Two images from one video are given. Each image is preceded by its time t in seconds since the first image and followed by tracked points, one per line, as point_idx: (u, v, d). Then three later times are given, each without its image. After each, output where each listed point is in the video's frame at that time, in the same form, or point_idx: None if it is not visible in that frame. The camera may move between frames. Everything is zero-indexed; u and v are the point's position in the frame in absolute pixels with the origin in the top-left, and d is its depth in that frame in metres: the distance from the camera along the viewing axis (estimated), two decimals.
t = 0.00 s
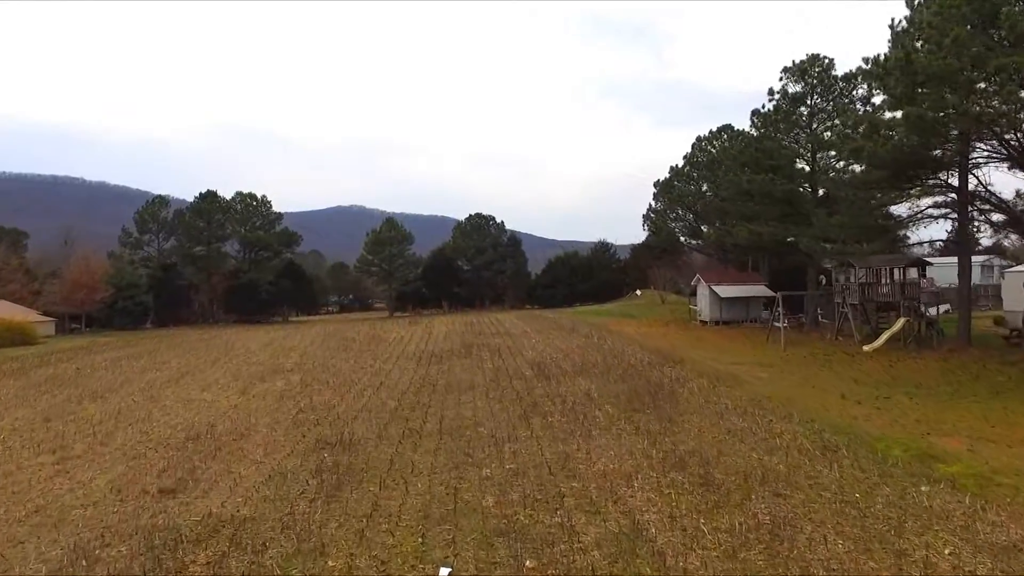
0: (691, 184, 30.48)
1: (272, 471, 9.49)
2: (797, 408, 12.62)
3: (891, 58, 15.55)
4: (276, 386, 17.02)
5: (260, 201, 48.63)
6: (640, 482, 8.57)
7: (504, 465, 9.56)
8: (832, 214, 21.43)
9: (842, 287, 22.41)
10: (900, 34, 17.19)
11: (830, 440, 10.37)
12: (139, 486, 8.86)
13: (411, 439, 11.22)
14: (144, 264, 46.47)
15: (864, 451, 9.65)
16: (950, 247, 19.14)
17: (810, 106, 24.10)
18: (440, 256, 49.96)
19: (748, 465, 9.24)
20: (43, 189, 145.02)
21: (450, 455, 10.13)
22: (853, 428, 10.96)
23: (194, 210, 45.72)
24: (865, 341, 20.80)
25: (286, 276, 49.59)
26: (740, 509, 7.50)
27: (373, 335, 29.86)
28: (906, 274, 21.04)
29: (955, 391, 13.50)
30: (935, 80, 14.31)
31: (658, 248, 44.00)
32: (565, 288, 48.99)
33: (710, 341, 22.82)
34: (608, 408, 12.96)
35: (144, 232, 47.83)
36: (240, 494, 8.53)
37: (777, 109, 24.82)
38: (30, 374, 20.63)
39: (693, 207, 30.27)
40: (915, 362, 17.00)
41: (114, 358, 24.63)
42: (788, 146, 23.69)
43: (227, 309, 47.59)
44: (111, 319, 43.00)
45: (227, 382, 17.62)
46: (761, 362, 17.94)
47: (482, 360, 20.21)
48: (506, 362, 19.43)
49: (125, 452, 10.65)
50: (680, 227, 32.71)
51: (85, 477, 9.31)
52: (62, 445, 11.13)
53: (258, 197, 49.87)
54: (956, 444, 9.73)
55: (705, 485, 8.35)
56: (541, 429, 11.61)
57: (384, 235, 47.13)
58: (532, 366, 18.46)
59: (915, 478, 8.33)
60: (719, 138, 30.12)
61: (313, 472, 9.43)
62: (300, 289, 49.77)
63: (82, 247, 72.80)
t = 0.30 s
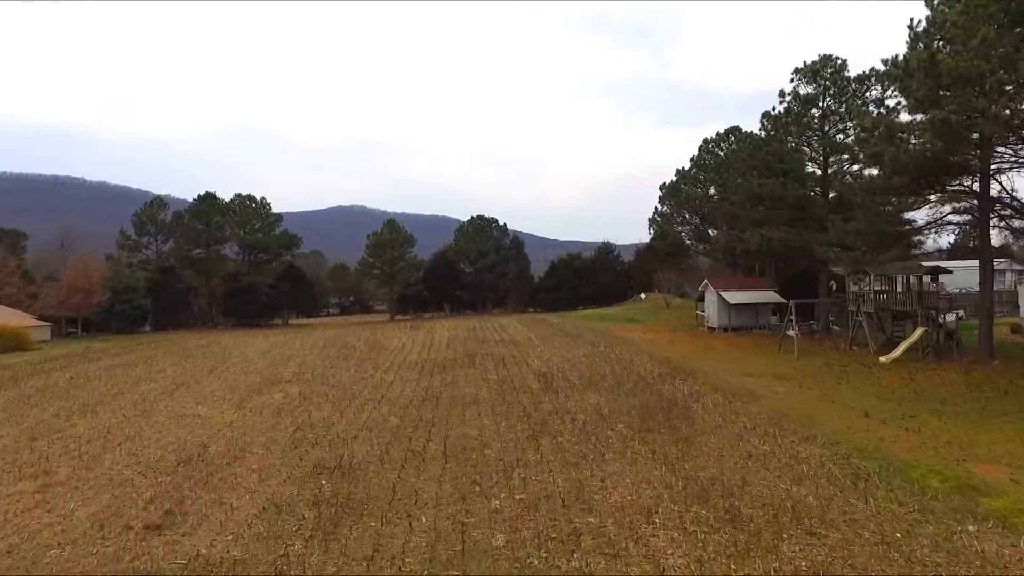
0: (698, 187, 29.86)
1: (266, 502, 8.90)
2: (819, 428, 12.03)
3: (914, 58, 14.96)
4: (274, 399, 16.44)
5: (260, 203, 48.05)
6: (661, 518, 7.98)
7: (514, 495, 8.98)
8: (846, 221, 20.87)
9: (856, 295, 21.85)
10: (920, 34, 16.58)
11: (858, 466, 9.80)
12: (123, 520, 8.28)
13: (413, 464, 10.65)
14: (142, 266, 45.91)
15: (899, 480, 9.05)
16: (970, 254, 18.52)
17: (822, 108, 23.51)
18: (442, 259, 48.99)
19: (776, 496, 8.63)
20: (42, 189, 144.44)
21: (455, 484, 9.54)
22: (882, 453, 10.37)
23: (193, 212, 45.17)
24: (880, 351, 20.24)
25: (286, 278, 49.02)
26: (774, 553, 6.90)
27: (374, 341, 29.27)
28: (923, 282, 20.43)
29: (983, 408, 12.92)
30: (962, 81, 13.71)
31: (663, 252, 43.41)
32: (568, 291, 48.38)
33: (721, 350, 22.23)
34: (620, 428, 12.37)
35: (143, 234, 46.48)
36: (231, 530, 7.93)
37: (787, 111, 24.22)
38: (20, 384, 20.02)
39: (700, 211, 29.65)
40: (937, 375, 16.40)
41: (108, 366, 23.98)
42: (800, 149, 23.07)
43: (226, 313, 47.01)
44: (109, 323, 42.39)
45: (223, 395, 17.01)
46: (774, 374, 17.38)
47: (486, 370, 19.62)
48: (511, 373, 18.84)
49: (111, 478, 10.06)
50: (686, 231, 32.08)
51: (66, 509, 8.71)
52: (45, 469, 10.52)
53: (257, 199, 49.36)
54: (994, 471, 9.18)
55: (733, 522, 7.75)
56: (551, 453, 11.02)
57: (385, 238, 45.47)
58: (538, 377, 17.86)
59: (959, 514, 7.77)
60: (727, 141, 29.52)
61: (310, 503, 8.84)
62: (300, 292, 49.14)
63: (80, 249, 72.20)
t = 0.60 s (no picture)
0: (705, 191, 29.23)
1: (260, 539, 8.30)
2: (846, 452, 11.38)
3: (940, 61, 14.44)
4: (271, 415, 15.84)
5: (259, 205, 47.35)
6: (687, 560, 7.39)
7: (525, 532, 8.38)
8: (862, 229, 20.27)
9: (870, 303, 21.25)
10: (941, 35, 16.13)
11: (891, 497, 9.17)
12: (104, 561, 7.68)
13: (416, 492, 10.08)
14: (139, 270, 45.45)
15: (939, 514, 8.43)
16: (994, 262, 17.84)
17: (835, 110, 22.91)
18: (444, 261, 48.60)
19: (808, 534, 8.01)
20: (42, 189, 144.03)
21: (462, 518, 8.94)
22: (916, 481, 9.74)
23: (192, 215, 44.67)
24: (896, 362, 19.63)
25: (285, 282, 48.48)
26: None
27: (375, 347, 28.72)
28: (943, 291, 19.74)
29: (1017, 428, 12.27)
30: (991, 83, 13.24)
31: (668, 255, 42.78)
32: (572, 294, 47.76)
33: (731, 361, 21.64)
34: (634, 450, 11.76)
35: (140, 236, 45.68)
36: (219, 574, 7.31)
37: (799, 114, 23.59)
38: (11, 396, 19.47)
39: (708, 215, 29.03)
40: (961, 389, 15.76)
41: (102, 375, 23.40)
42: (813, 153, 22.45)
43: (225, 317, 46.49)
44: (106, 327, 41.84)
45: (218, 410, 16.42)
46: (789, 388, 16.78)
47: (492, 382, 19.06)
48: (517, 385, 18.26)
49: (94, 508, 9.45)
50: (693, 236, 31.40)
51: (43, 546, 8.12)
52: (25, 497, 9.93)
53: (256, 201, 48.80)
54: None
55: (766, 567, 7.14)
56: (562, 479, 10.41)
57: (385, 241, 44.89)
58: (545, 391, 17.26)
59: (1012, 559, 7.15)
60: (735, 144, 28.91)
61: (305, 540, 8.23)
62: (299, 296, 48.52)
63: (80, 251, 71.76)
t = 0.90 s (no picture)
0: (713, 195, 28.58)
1: None
2: (875, 480, 10.76)
3: (967, 65, 13.91)
4: (267, 433, 15.21)
5: (258, 208, 46.62)
6: None
7: None
8: (878, 236, 19.64)
9: (886, 312, 20.63)
10: (963, 38, 15.62)
11: (930, 536, 8.55)
12: None
13: (419, 526, 9.46)
14: (137, 273, 44.81)
15: (985, 558, 7.81)
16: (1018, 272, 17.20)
17: (848, 114, 22.28)
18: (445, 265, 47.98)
19: None
20: (42, 189, 143.45)
21: (469, 557, 8.31)
22: (954, 516, 9.12)
23: (190, 218, 44.23)
24: (914, 375, 19.03)
25: (285, 286, 47.87)
26: None
27: (376, 355, 28.12)
28: (963, 301, 19.09)
29: None
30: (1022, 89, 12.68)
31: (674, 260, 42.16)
32: (576, 299, 47.16)
33: (742, 372, 21.02)
34: (650, 478, 11.14)
35: (137, 240, 45.10)
36: None
37: (811, 117, 22.96)
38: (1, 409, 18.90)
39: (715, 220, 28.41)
40: (986, 405, 15.14)
41: (95, 386, 22.74)
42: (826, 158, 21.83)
43: (224, 322, 45.95)
44: (103, 332, 41.26)
45: (213, 427, 15.79)
46: (806, 404, 16.16)
47: (496, 395, 18.47)
48: (523, 399, 17.69)
49: (75, 546, 8.84)
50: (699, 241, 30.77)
51: None
52: (3, 533, 9.31)
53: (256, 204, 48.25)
54: None
55: None
56: (575, 512, 9.78)
57: (386, 244, 44.13)
58: (552, 407, 16.63)
59: None
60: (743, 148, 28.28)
61: None
62: (298, 300, 47.87)
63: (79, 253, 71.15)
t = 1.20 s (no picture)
0: (721, 200, 27.96)
1: None
2: (906, 512, 10.16)
3: (996, 71, 13.24)
4: (264, 452, 14.62)
5: (258, 211, 46.11)
6: None
7: None
8: (895, 246, 19.02)
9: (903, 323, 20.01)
10: (988, 41, 15.01)
11: None
12: None
13: (423, 565, 8.86)
14: (135, 277, 44.14)
15: None
16: None
17: (862, 118, 21.64)
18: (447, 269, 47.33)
19: None
20: (42, 189, 142.88)
21: None
22: (996, 557, 8.52)
23: (189, 221, 43.66)
24: (932, 389, 18.41)
25: (285, 290, 47.20)
26: None
27: (377, 363, 27.54)
28: (985, 313, 18.46)
29: None
30: None
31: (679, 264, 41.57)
32: (579, 303, 46.58)
33: (754, 385, 20.43)
34: (667, 509, 10.53)
35: (136, 244, 44.23)
36: None
37: (824, 122, 22.35)
38: None
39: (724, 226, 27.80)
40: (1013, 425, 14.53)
41: (89, 397, 22.14)
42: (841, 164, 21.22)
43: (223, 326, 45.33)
44: (100, 337, 40.68)
45: (208, 446, 15.19)
46: (824, 423, 15.56)
47: (501, 410, 17.91)
48: (529, 415, 17.12)
49: None
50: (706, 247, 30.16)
51: None
52: None
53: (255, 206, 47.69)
54: None
55: None
56: (589, 549, 9.17)
57: (387, 248, 43.47)
58: (560, 425, 16.04)
59: None
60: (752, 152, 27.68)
61: None
62: (298, 304, 47.21)
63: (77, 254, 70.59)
